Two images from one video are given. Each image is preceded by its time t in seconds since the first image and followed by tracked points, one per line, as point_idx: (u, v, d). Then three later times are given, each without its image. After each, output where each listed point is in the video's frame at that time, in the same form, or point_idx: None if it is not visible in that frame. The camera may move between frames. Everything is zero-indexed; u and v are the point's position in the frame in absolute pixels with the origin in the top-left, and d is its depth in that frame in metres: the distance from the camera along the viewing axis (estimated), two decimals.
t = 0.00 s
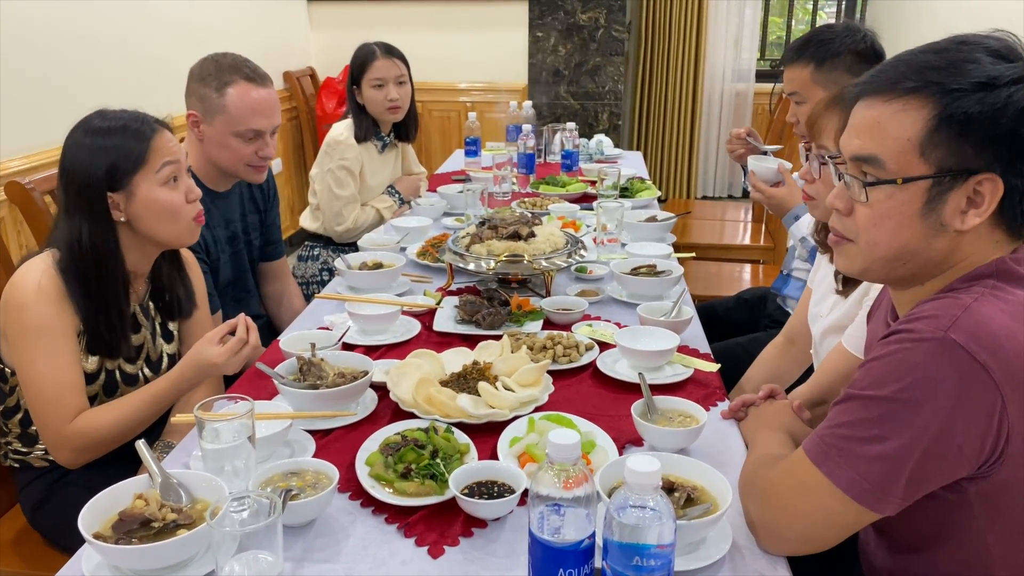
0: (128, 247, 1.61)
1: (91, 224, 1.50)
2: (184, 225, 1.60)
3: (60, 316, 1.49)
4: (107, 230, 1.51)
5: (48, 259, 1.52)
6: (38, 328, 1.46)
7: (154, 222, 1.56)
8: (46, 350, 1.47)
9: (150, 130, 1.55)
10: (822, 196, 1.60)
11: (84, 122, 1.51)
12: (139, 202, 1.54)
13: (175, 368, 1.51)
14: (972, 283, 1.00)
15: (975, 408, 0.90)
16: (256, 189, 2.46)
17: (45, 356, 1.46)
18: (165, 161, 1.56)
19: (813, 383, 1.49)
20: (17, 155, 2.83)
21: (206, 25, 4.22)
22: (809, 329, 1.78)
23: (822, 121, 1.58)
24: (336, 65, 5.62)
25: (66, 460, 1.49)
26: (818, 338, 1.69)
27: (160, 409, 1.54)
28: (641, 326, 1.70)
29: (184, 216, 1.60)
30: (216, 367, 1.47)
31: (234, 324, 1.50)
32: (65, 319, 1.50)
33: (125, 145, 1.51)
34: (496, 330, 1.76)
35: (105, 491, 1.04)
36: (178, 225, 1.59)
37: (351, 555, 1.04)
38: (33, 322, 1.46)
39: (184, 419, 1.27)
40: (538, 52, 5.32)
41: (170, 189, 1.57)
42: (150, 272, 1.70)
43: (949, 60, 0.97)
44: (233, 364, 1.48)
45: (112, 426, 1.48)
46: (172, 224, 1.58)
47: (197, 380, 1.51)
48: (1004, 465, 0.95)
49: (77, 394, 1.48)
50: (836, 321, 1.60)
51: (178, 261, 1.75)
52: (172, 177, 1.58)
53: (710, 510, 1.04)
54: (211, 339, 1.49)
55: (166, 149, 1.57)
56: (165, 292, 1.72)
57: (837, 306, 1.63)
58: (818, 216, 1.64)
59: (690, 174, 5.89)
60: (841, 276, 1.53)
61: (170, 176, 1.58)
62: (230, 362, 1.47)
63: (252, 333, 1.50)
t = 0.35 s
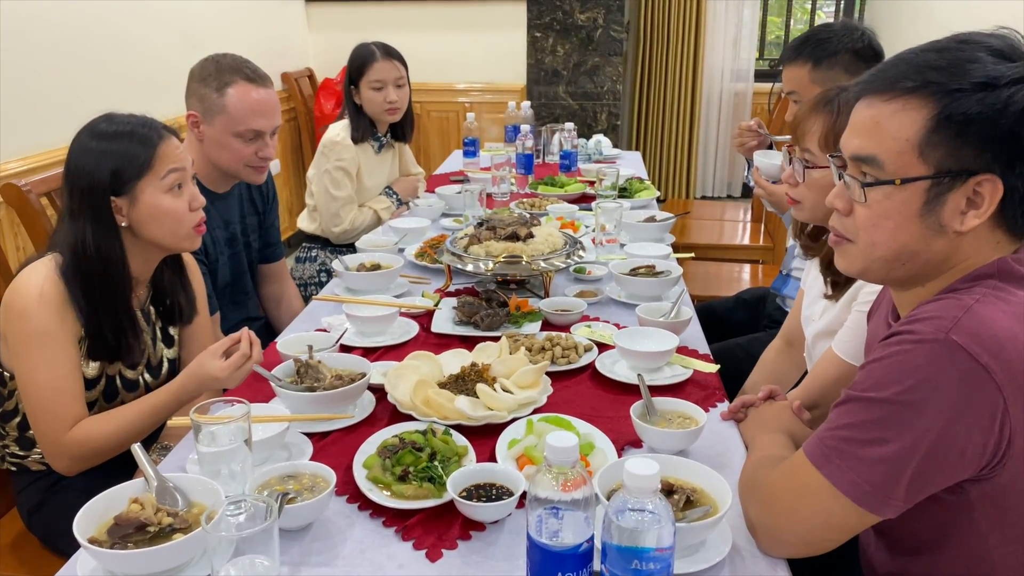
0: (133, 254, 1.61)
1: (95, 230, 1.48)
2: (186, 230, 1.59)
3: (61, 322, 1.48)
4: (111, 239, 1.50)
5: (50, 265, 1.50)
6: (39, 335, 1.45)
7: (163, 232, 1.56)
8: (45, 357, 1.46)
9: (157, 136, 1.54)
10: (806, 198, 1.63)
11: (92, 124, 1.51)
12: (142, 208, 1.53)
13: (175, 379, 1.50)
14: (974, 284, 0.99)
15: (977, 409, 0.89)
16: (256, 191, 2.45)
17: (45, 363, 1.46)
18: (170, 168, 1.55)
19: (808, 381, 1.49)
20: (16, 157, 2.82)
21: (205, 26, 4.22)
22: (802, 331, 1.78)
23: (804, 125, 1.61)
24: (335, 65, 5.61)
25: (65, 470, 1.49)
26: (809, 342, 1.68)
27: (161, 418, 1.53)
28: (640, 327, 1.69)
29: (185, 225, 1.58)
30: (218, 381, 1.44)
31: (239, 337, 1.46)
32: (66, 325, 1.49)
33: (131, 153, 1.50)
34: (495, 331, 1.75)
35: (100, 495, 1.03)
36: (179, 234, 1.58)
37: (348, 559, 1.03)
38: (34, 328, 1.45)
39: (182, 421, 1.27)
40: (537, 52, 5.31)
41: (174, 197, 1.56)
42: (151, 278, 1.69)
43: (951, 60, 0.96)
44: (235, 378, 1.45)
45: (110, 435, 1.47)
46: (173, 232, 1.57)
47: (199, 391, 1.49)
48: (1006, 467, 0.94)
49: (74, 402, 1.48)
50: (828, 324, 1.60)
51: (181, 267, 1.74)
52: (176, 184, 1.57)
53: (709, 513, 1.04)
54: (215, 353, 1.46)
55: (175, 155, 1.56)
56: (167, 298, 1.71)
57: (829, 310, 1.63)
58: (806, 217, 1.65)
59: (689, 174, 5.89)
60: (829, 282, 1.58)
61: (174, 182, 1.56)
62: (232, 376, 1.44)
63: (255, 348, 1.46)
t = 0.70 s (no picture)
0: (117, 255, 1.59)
1: (81, 222, 1.50)
2: (159, 233, 1.55)
3: (57, 319, 1.48)
4: (92, 228, 1.51)
5: (49, 266, 1.51)
6: (35, 331, 1.45)
7: (135, 226, 1.53)
8: (42, 353, 1.45)
9: (140, 132, 1.53)
10: (817, 193, 1.65)
11: (89, 123, 1.52)
12: (120, 204, 1.51)
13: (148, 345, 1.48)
14: (974, 284, 0.99)
15: (979, 410, 0.89)
16: (255, 191, 2.45)
17: (41, 358, 1.45)
18: (149, 165, 1.52)
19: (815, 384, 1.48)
20: (14, 160, 2.81)
21: (203, 28, 4.21)
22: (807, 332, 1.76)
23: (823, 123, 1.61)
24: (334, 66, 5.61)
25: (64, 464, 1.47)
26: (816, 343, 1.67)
27: (149, 389, 1.49)
28: (639, 328, 1.68)
29: (161, 224, 1.55)
30: (187, 332, 1.46)
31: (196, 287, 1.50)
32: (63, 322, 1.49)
33: (111, 148, 1.50)
34: (495, 332, 1.75)
35: (97, 499, 1.02)
36: (155, 234, 1.55)
37: (346, 563, 1.02)
38: (30, 326, 1.45)
39: (178, 426, 1.26)
40: (536, 52, 5.31)
41: (151, 195, 1.53)
42: (149, 282, 1.70)
43: (937, 62, 0.95)
44: (205, 327, 1.49)
45: (100, 415, 1.44)
46: (149, 230, 1.54)
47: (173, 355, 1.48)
48: (1009, 467, 0.93)
49: (67, 395, 1.45)
50: (836, 327, 1.60)
51: (180, 272, 1.75)
52: (156, 183, 1.54)
53: (709, 515, 1.03)
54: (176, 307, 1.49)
55: (152, 151, 1.53)
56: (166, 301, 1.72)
57: (836, 312, 1.63)
58: (813, 211, 1.69)
59: (689, 173, 5.89)
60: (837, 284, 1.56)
61: (152, 181, 1.53)
62: (198, 324, 1.48)
63: (218, 295, 1.52)
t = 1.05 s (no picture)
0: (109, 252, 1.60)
1: (68, 220, 1.51)
2: (142, 230, 1.54)
3: (53, 317, 1.48)
4: (81, 225, 1.52)
5: (44, 270, 1.51)
6: (33, 330, 1.45)
7: (122, 223, 1.52)
8: (42, 351, 1.45)
9: (126, 126, 1.52)
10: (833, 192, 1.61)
11: (76, 125, 1.52)
12: (104, 199, 1.50)
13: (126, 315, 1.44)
14: (977, 284, 0.98)
15: (982, 411, 0.88)
16: (256, 192, 2.45)
17: (43, 355, 1.45)
18: (134, 159, 1.51)
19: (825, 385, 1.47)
20: (15, 161, 2.81)
21: (203, 28, 4.21)
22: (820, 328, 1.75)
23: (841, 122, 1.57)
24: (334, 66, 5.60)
25: (77, 457, 1.48)
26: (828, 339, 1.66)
27: (139, 359, 1.45)
28: (641, 328, 1.68)
29: (148, 218, 1.53)
30: (153, 287, 1.41)
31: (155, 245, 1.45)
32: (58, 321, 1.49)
33: (94, 144, 1.49)
34: (495, 332, 1.74)
35: (97, 502, 1.02)
36: (139, 230, 1.54)
37: (347, 565, 1.02)
38: (26, 326, 1.46)
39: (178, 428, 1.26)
40: (536, 51, 5.29)
41: (137, 189, 1.52)
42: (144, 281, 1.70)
43: (951, 57, 0.94)
44: (170, 279, 1.43)
45: (98, 393, 1.42)
46: (134, 226, 1.53)
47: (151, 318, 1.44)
48: (1012, 468, 0.93)
49: (68, 385, 1.44)
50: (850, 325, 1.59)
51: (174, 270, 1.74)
52: (143, 177, 1.53)
53: (711, 515, 1.03)
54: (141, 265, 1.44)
55: (137, 145, 1.52)
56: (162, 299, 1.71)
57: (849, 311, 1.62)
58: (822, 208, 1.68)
59: (689, 172, 5.88)
60: (854, 282, 1.53)
61: (139, 175, 1.52)
62: (163, 278, 1.42)
63: (175, 245, 1.45)
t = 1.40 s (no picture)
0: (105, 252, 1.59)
1: (64, 219, 1.51)
2: (135, 229, 1.53)
3: (54, 318, 1.48)
4: (78, 224, 1.51)
5: (43, 270, 1.51)
6: (34, 330, 1.45)
7: (121, 223, 1.52)
8: (43, 350, 1.45)
9: (122, 126, 1.51)
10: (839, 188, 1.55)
11: (74, 124, 1.51)
12: (103, 198, 1.50)
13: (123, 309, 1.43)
14: (979, 282, 0.98)
15: (985, 409, 0.88)
16: (257, 191, 2.45)
17: (44, 355, 1.45)
18: (131, 159, 1.51)
19: (833, 388, 1.47)
20: (16, 161, 2.81)
21: (203, 27, 4.21)
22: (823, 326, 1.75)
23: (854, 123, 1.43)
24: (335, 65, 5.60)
25: (88, 454, 1.48)
26: (834, 338, 1.66)
27: (139, 351, 1.45)
28: (642, 326, 1.68)
29: (145, 218, 1.53)
30: (144, 272, 1.39)
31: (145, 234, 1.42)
32: (59, 320, 1.49)
33: (94, 143, 1.49)
34: (496, 331, 1.74)
35: (98, 503, 1.02)
36: (138, 227, 1.53)
37: (348, 565, 1.02)
38: (27, 326, 1.46)
39: (179, 428, 1.26)
40: (537, 49, 5.27)
41: (135, 189, 1.52)
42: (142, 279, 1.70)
43: (948, 57, 0.94)
44: (161, 264, 1.40)
45: (101, 386, 1.41)
46: (134, 226, 1.53)
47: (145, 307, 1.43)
48: (1015, 467, 0.93)
49: (72, 382, 1.44)
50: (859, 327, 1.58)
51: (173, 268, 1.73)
52: (140, 177, 1.52)
53: (713, 514, 1.02)
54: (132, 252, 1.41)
55: (134, 145, 1.51)
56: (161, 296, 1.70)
57: (858, 311, 1.62)
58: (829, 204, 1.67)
59: (690, 170, 5.88)
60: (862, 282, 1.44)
61: (135, 175, 1.51)
62: (154, 263, 1.39)
63: (164, 230, 1.42)
